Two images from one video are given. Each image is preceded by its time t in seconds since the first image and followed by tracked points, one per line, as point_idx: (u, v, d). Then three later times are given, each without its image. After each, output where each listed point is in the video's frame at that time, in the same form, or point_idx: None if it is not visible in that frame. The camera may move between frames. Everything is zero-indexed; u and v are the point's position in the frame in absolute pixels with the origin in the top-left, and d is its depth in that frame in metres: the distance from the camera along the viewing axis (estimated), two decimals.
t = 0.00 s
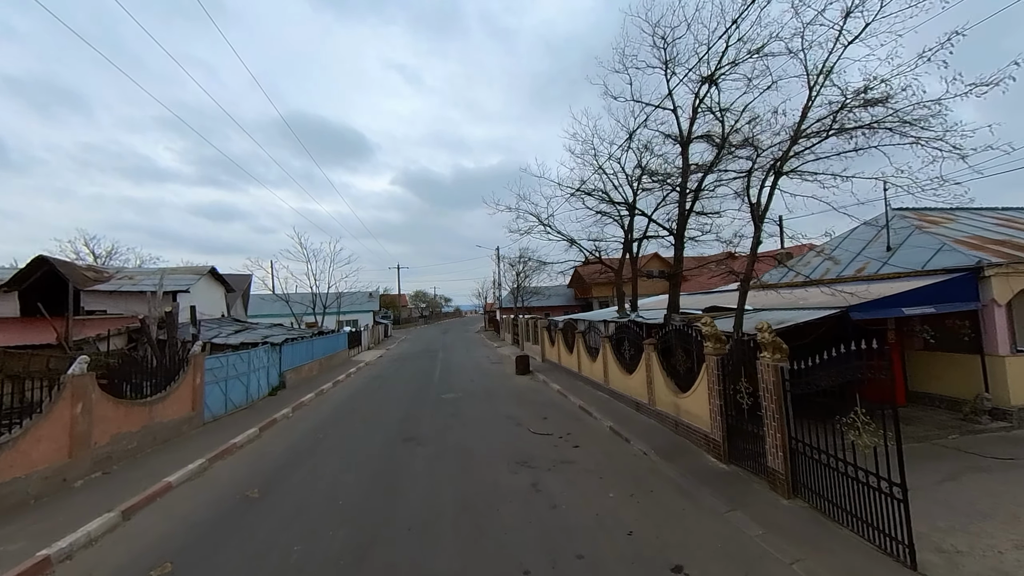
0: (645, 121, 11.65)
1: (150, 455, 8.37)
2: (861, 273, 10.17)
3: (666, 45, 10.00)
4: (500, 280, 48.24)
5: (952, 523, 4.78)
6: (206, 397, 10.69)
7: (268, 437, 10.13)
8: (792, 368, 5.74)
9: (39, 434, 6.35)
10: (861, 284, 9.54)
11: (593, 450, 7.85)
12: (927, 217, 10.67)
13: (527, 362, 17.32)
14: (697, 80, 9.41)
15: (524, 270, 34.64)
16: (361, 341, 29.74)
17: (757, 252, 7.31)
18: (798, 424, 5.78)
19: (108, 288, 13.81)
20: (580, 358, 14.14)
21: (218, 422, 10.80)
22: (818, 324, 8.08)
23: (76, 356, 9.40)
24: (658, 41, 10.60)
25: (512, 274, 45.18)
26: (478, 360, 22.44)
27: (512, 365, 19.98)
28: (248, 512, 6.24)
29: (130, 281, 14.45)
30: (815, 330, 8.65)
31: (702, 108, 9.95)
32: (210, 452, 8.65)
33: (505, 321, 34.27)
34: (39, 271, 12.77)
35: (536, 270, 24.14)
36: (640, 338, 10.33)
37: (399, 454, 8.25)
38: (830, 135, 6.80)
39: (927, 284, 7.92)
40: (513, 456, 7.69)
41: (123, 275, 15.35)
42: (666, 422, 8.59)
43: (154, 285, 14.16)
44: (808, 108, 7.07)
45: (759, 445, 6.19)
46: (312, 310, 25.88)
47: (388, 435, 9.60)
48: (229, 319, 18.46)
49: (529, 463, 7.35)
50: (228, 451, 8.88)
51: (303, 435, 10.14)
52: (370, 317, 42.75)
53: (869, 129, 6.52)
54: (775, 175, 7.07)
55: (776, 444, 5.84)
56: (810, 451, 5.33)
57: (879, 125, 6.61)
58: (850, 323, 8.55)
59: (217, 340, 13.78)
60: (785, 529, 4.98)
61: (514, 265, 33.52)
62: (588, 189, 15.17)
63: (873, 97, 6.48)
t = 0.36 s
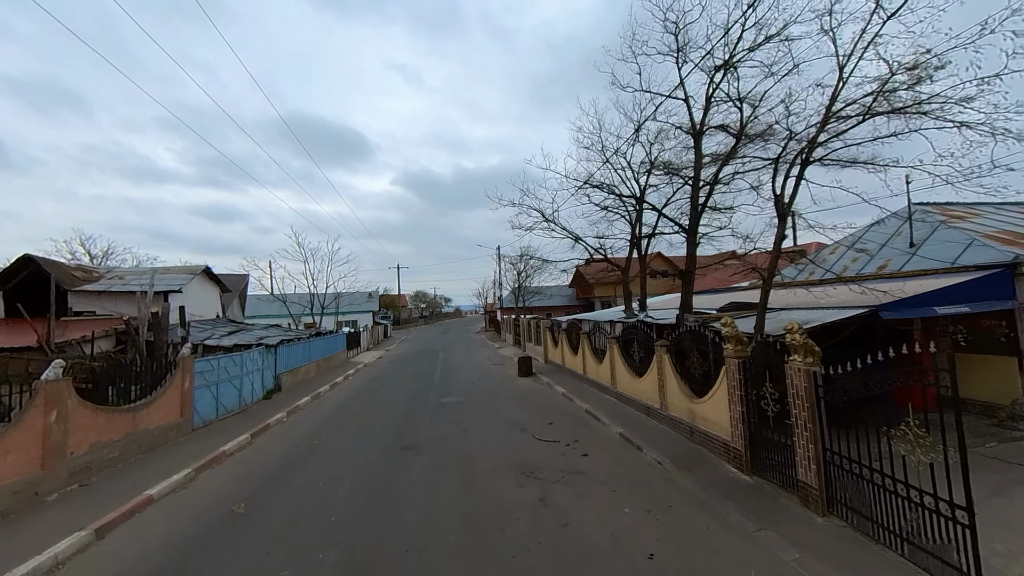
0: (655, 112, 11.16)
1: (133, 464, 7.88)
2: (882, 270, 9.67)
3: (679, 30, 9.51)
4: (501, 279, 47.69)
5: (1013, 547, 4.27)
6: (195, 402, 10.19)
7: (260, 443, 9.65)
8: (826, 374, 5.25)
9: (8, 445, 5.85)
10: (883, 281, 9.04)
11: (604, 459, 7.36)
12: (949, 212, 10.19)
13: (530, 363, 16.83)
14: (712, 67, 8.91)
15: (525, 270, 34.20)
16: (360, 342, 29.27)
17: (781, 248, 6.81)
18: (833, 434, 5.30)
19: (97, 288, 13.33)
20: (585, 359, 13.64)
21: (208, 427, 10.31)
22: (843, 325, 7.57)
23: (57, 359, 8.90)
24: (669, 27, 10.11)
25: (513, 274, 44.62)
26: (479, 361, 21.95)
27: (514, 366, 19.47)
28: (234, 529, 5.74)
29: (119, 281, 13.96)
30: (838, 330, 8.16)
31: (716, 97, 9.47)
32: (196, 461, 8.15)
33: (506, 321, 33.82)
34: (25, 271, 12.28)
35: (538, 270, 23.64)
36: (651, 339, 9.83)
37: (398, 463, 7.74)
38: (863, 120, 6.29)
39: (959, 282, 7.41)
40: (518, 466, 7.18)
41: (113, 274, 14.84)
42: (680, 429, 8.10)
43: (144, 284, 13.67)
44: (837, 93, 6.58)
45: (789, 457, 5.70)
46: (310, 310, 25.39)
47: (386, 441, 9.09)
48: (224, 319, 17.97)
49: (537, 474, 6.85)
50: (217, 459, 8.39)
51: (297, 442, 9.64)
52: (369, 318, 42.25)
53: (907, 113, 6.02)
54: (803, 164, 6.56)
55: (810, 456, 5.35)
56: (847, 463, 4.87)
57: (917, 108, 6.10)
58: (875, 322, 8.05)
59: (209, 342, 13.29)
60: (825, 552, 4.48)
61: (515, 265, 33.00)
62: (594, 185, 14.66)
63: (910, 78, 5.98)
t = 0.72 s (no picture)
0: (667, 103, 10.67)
1: (114, 473, 7.40)
2: (906, 268, 9.13)
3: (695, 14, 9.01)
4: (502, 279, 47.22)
5: None
6: (184, 405, 9.69)
7: (252, 449, 9.17)
8: (868, 380, 4.74)
9: None
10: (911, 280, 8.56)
11: (617, 470, 6.86)
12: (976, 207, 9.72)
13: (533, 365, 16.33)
14: (731, 53, 8.41)
15: (527, 269, 33.71)
16: (359, 342, 28.80)
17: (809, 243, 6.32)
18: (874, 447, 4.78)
19: (85, 285, 12.84)
20: (592, 361, 13.15)
21: (198, 432, 9.84)
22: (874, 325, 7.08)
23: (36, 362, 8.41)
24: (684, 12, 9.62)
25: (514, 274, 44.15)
26: (480, 362, 21.49)
27: (517, 367, 19.00)
28: (216, 547, 5.27)
29: (109, 279, 13.47)
30: (865, 332, 7.67)
31: (733, 85, 8.97)
32: (182, 470, 7.69)
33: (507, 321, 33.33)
34: (9, 268, 11.79)
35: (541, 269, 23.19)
36: (663, 340, 9.35)
37: (395, 473, 7.25)
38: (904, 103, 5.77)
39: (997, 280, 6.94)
40: (525, 477, 6.69)
41: (102, 272, 14.34)
42: (696, 436, 7.62)
43: (134, 283, 13.18)
44: (872, 74, 6.08)
45: (823, 471, 5.19)
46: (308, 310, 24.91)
47: (383, 448, 8.60)
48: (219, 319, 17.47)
49: (545, 487, 6.35)
50: (205, 467, 7.91)
51: (290, 448, 9.15)
52: (369, 318, 41.76)
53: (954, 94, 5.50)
54: (835, 150, 6.04)
55: (847, 471, 4.84)
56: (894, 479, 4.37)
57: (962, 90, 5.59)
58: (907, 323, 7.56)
59: (202, 342, 12.82)
60: None
61: (518, 264, 32.55)
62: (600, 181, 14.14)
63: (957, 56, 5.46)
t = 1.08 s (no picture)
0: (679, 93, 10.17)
1: (92, 483, 6.91)
2: (932, 266, 8.62)
3: None
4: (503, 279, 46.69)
5: None
6: (171, 409, 9.18)
7: (243, 456, 8.67)
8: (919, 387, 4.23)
9: None
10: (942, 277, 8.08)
11: (630, 482, 6.38)
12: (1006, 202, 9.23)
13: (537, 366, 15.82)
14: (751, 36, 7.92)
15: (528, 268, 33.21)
16: (358, 342, 28.29)
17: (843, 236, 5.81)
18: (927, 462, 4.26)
19: (71, 284, 12.34)
20: (598, 362, 12.65)
21: (186, 438, 9.35)
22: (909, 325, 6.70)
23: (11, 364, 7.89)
24: None
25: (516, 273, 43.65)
26: (482, 363, 21.01)
27: (520, 369, 18.51)
28: (193, 570, 4.78)
29: (97, 277, 12.96)
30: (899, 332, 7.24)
31: (751, 72, 8.49)
32: (165, 479, 7.19)
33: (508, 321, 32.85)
34: None
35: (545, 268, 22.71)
36: (676, 342, 8.85)
37: (393, 485, 6.74)
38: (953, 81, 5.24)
39: None
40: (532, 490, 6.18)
41: (91, 270, 13.83)
42: (715, 444, 7.12)
43: (123, 281, 12.68)
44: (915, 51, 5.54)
45: (866, 487, 4.67)
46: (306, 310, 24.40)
47: (380, 456, 8.10)
48: (212, 319, 16.97)
49: (555, 501, 5.86)
50: (190, 477, 7.41)
51: (282, 455, 8.65)
52: (368, 318, 41.16)
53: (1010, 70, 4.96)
54: (873, 135, 5.52)
55: (896, 488, 4.32)
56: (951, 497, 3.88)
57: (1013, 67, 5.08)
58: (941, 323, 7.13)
59: (193, 343, 12.32)
60: None
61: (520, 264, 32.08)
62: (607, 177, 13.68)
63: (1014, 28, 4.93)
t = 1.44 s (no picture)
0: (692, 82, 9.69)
1: (67, 497, 6.43)
2: (962, 262, 8.18)
3: None
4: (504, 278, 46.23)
5: None
6: (155, 416, 8.64)
7: (232, 465, 8.19)
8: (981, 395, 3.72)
9: None
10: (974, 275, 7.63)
11: (647, 496, 5.90)
12: None
13: (540, 368, 15.35)
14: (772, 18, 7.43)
15: (530, 267, 32.77)
16: (357, 343, 27.81)
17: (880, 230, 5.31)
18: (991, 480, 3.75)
19: (57, 283, 11.86)
20: (605, 364, 12.18)
21: (173, 445, 8.89)
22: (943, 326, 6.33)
23: None
24: None
25: (517, 273, 43.19)
26: (484, 364, 20.56)
27: (523, 370, 18.04)
28: None
29: (84, 276, 12.47)
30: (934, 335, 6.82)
31: (770, 57, 8.01)
32: (147, 492, 6.71)
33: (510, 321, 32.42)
34: None
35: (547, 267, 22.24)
36: (690, 343, 8.36)
37: (389, 500, 6.25)
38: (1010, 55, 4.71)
39: None
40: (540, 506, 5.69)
41: (78, 269, 13.33)
42: (735, 453, 6.65)
43: (111, 281, 12.19)
44: (964, 24, 5.02)
45: (918, 507, 4.17)
46: (304, 310, 23.94)
47: (377, 466, 7.60)
48: (206, 320, 16.48)
49: (566, 518, 5.38)
50: (173, 489, 6.93)
51: (273, 464, 8.17)
52: (367, 318, 40.70)
53: None
54: (916, 117, 5.01)
55: (953, 511, 3.82)
56: None
57: None
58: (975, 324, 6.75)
59: (183, 345, 11.84)
60: None
61: (522, 263, 31.61)
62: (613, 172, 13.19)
63: None
